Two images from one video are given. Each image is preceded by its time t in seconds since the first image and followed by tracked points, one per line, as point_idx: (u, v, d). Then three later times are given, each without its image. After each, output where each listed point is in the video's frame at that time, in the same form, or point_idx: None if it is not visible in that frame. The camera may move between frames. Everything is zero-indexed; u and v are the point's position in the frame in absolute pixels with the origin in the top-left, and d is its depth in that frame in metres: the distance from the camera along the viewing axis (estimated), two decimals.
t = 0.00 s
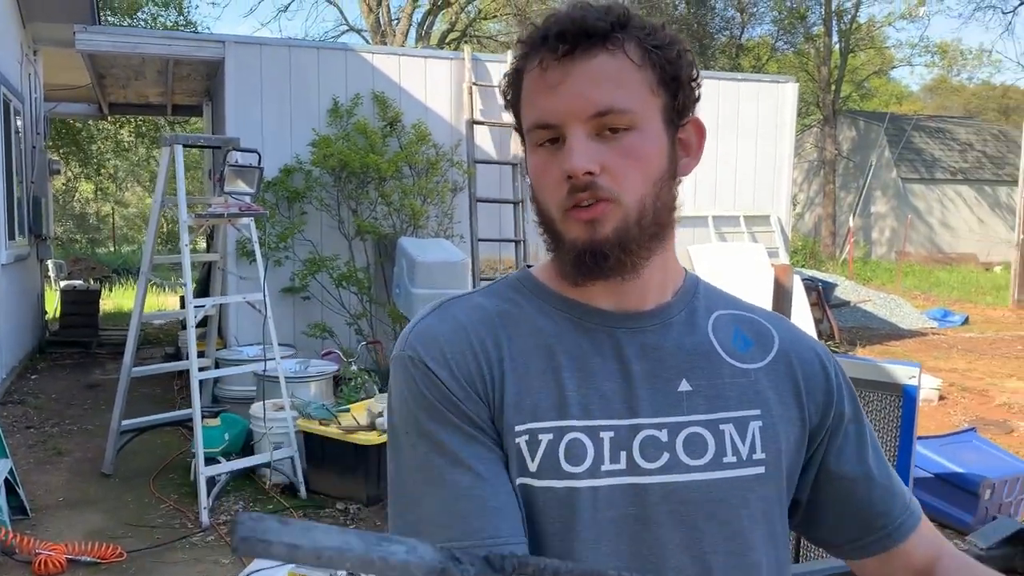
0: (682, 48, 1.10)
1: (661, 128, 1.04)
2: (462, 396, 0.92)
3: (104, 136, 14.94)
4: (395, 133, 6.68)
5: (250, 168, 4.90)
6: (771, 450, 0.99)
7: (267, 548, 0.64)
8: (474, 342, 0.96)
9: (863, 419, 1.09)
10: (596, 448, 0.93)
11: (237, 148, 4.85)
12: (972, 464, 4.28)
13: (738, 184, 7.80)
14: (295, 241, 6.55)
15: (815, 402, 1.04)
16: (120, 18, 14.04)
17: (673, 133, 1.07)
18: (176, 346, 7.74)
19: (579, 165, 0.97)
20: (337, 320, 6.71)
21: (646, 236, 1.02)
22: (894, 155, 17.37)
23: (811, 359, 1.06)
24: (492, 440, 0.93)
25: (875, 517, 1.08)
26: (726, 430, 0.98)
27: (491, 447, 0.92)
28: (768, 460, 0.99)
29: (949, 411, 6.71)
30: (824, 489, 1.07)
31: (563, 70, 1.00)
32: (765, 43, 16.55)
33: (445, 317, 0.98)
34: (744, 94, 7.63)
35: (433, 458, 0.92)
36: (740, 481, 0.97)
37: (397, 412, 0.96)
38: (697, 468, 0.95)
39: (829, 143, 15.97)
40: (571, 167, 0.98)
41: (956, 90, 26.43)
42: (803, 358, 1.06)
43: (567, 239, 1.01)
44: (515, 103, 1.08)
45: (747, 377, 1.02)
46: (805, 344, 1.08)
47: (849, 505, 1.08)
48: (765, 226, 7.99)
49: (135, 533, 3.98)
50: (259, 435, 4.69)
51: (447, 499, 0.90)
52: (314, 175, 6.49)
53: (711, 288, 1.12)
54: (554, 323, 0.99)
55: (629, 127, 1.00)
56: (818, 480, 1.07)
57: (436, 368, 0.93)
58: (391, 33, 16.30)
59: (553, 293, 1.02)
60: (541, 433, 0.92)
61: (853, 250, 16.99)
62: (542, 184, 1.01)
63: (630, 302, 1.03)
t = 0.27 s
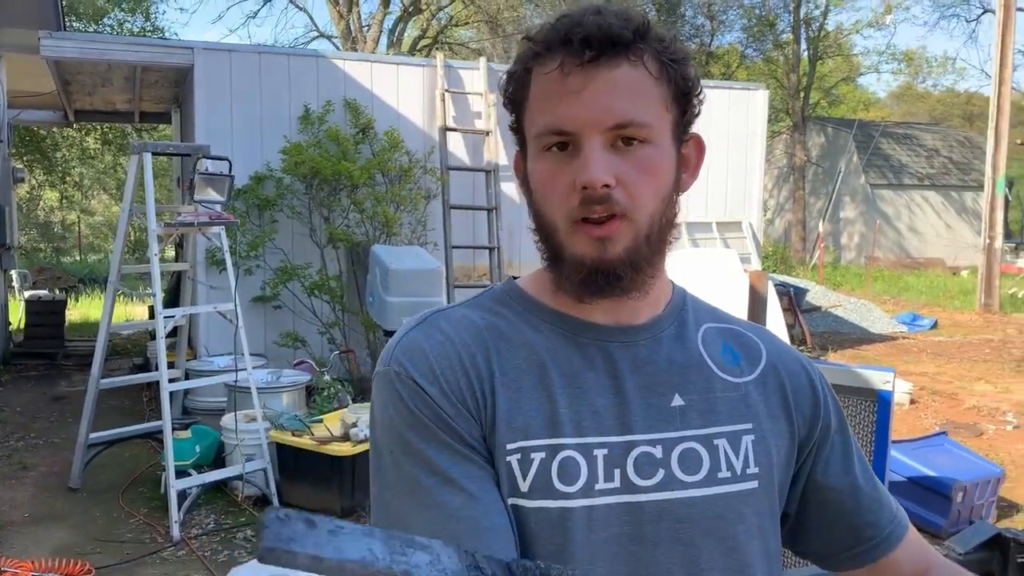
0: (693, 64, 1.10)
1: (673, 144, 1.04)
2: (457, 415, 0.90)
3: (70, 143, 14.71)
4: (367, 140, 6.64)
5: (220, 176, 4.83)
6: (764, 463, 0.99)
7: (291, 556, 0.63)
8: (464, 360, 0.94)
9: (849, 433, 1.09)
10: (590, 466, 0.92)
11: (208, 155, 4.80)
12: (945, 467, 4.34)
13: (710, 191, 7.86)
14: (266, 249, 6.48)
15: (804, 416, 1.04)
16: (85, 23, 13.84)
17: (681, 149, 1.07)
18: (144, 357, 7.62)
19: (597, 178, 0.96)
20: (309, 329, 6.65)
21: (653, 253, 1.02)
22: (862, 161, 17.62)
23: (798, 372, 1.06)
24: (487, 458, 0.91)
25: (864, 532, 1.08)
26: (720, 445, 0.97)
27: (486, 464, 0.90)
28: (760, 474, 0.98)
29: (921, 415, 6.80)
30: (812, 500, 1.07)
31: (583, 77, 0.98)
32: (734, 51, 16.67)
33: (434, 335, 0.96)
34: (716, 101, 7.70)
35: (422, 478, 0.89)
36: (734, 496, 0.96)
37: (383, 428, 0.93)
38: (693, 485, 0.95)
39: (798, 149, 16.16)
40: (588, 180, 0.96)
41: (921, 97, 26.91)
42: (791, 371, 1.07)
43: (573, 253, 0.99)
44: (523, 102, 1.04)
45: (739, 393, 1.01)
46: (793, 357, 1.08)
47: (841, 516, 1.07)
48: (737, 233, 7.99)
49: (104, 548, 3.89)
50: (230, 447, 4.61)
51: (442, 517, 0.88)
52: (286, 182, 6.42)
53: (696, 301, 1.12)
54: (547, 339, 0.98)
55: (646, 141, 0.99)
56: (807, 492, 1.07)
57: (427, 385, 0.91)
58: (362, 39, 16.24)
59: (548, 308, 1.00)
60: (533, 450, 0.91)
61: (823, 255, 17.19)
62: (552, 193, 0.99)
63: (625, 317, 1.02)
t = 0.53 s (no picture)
0: (673, 44, 1.10)
1: (657, 117, 1.03)
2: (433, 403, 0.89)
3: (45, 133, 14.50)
4: (347, 129, 6.58)
5: (197, 166, 4.77)
6: (744, 451, 0.99)
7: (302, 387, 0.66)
8: (440, 350, 0.91)
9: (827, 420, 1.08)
10: (569, 456, 0.91)
11: (184, 144, 4.73)
12: (923, 453, 4.39)
13: (691, 181, 7.88)
14: (244, 240, 6.43)
15: (784, 402, 1.04)
16: (60, 12, 13.64)
17: (665, 125, 1.06)
18: (123, 349, 7.54)
19: (585, 148, 0.93)
20: (289, 321, 6.61)
21: (640, 228, 1.00)
22: (842, 150, 17.74)
23: (778, 358, 1.06)
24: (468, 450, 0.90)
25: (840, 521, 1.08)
26: (701, 434, 0.97)
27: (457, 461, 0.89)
28: (742, 462, 0.98)
29: (900, 401, 6.87)
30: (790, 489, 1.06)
31: (568, 45, 0.96)
32: (715, 39, 16.75)
33: (407, 322, 0.93)
34: (696, 90, 7.70)
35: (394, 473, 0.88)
36: (714, 485, 0.96)
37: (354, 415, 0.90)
38: (673, 474, 0.94)
39: (779, 138, 16.24)
40: (576, 150, 0.93)
41: (901, 86, 27.09)
42: (770, 357, 1.06)
43: (559, 228, 0.96)
44: (502, 77, 1.02)
45: (720, 381, 1.00)
46: (772, 342, 1.08)
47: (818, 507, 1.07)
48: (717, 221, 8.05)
49: (82, 542, 3.85)
50: (210, 439, 4.58)
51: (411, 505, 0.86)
52: (264, 172, 6.36)
53: (675, 286, 1.11)
54: (524, 324, 0.97)
55: (631, 113, 0.98)
56: (785, 481, 1.06)
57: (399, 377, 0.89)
58: (341, 28, 16.11)
59: (528, 295, 0.99)
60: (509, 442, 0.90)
61: (803, 244, 17.30)
62: (537, 165, 0.96)
63: (607, 301, 1.01)
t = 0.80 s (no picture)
0: None
1: (672, 46, 0.99)
2: (412, 361, 0.89)
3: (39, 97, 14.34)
4: (342, 89, 6.52)
5: (190, 124, 4.71)
6: (754, 393, 0.97)
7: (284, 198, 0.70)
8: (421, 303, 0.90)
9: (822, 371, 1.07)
10: (573, 399, 0.90)
11: (176, 103, 4.66)
12: (920, 410, 4.40)
13: (691, 141, 7.81)
14: (240, 201, 6.37)
15: (790, 343, 1.02)
16: None
17: (679, 54, 1.02)
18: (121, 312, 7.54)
19: (599, 73, 0.90)
20: (286, 283, 6.58)
21: (652, 160, 0.97)
22: (841, 112, 17.61)
23: (784, 298, 1.03)
24: (454, 405, 0.90)
25: (815, 470, 1.06)
26: (710, 372, 0.95)
27: (429, 426, 0.89)
28: (753, 403, 0.97)
29: (897, 360, 6.89)
30: (778, 444, 1.05)
31: None
32: None
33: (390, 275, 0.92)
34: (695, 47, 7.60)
35: (373, 433, 0.88)
36: (724, 425, 0.95)
37: (342, 367, 0.91)
38: (683, 416, 0.93)
39: (779, 99, 16.10)
40: (589, 75, 0.90)
41: (902, 46, 26.84)
42: (778, 301, 1.04)
43: (567, 156, 0.92)
44: None
45: (727, 322, 0.98)
46: (779, 283, 1.06)
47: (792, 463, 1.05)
48: (716, 181, 8.01)
49: (82, 501, 3.87)
50: (208, 399, 4.58)
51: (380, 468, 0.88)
52: (259, 133, 6.28)
53: (681, 225, 1.07)
54: (522, 265, 0.95)
55: (646, 36, 0.95)
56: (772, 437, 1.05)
57: (377, 338, 0.89)
58: None
59: (527, 239, 0.96)
60: (507, 391, 0.90)
61: (802, 206, 17.25)
62: (545, 90, 0.92)
63: (611, 241, 0.99)
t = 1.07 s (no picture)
0: None
1: None
2: (418, 301, 0.84)
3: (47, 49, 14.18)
4: (351, 37, 6.32)
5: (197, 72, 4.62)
6: (787, 341, 0.90)
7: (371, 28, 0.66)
8: (429, 241, 0.86)
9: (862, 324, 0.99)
10: (585, 346, 0.86)
11: (183, 51, 4.57)
12: (939, 361, 4.34)
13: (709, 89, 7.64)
14: (250, 152, 6.30)
15: (832, 290, 0.95)
16: None
17: None
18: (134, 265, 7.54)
19: None
20: (298, 235, 6.54)
21: (690, 91, 0.89)
22: (861, 60, 17.21)
23: (829, 242, 0.96)
24: (459, 351, 0.85)
25: (841, 422, 1.00)
26: (740, 319, 0.88)
27: (433, 375, 0.85)
28: (785, 352, 0.90)
29: (914, 312, 6.81)
30: (805, 397, 0.99)
31: None
32: None
33: (399, 209, 0.88)
34: None
35: (373, 373, 0.84)
36: (753, 375, 0.88)
37: (345, 307, 0.86)
38: (709, 363, 0.86)
39: (797, 47, 15.76)
40: None
41: None
42: (821, 243, 0.96)
43: (600, 85, 0.84)
44: None
45: (760, 266, 0.91)
46: (828, 226, 0.97)
47: (813, 416, 0.99)
48: (733, 131, 7.84)
49: (98, 451, 3.90)
50: (221, 350, 4.58)
51: (373, 409, 0.84)
52: (268, 82, 6.19)
53: (720, 160, 1.00)
54: (543, 202, 0.90)
55: None
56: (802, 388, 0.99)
57: (381, 274, 0.84)
58: None
59: (550, 177, 0.91)
60: (517, 336, 0.85)
61: (819, 156, 16.98)
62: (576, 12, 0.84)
63: (641, 179, 0.92)
